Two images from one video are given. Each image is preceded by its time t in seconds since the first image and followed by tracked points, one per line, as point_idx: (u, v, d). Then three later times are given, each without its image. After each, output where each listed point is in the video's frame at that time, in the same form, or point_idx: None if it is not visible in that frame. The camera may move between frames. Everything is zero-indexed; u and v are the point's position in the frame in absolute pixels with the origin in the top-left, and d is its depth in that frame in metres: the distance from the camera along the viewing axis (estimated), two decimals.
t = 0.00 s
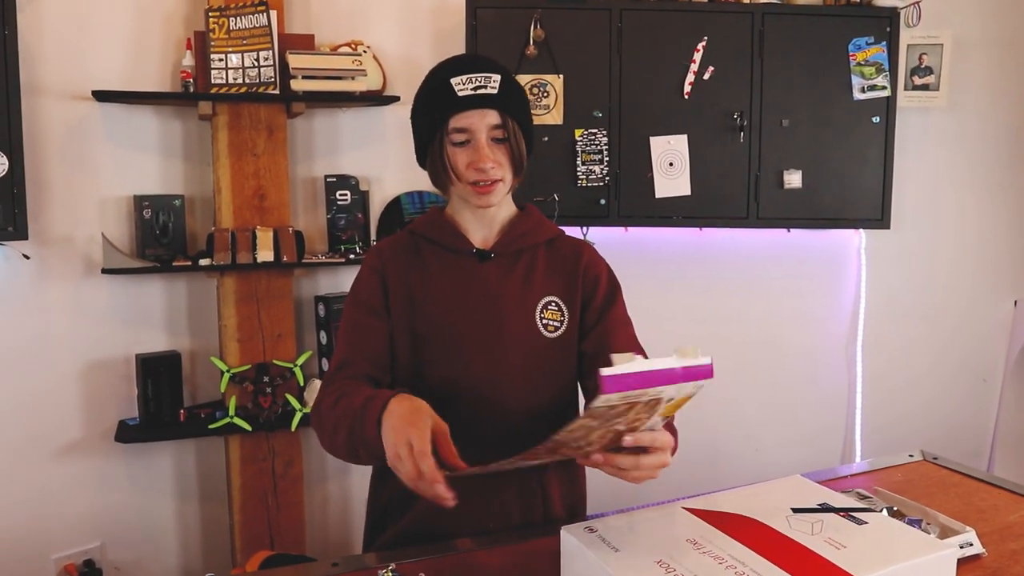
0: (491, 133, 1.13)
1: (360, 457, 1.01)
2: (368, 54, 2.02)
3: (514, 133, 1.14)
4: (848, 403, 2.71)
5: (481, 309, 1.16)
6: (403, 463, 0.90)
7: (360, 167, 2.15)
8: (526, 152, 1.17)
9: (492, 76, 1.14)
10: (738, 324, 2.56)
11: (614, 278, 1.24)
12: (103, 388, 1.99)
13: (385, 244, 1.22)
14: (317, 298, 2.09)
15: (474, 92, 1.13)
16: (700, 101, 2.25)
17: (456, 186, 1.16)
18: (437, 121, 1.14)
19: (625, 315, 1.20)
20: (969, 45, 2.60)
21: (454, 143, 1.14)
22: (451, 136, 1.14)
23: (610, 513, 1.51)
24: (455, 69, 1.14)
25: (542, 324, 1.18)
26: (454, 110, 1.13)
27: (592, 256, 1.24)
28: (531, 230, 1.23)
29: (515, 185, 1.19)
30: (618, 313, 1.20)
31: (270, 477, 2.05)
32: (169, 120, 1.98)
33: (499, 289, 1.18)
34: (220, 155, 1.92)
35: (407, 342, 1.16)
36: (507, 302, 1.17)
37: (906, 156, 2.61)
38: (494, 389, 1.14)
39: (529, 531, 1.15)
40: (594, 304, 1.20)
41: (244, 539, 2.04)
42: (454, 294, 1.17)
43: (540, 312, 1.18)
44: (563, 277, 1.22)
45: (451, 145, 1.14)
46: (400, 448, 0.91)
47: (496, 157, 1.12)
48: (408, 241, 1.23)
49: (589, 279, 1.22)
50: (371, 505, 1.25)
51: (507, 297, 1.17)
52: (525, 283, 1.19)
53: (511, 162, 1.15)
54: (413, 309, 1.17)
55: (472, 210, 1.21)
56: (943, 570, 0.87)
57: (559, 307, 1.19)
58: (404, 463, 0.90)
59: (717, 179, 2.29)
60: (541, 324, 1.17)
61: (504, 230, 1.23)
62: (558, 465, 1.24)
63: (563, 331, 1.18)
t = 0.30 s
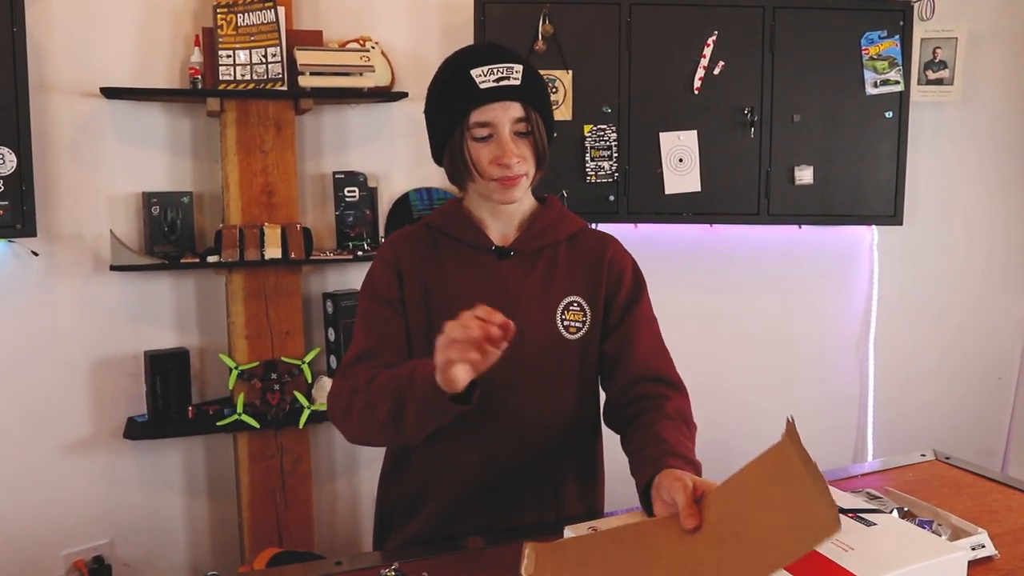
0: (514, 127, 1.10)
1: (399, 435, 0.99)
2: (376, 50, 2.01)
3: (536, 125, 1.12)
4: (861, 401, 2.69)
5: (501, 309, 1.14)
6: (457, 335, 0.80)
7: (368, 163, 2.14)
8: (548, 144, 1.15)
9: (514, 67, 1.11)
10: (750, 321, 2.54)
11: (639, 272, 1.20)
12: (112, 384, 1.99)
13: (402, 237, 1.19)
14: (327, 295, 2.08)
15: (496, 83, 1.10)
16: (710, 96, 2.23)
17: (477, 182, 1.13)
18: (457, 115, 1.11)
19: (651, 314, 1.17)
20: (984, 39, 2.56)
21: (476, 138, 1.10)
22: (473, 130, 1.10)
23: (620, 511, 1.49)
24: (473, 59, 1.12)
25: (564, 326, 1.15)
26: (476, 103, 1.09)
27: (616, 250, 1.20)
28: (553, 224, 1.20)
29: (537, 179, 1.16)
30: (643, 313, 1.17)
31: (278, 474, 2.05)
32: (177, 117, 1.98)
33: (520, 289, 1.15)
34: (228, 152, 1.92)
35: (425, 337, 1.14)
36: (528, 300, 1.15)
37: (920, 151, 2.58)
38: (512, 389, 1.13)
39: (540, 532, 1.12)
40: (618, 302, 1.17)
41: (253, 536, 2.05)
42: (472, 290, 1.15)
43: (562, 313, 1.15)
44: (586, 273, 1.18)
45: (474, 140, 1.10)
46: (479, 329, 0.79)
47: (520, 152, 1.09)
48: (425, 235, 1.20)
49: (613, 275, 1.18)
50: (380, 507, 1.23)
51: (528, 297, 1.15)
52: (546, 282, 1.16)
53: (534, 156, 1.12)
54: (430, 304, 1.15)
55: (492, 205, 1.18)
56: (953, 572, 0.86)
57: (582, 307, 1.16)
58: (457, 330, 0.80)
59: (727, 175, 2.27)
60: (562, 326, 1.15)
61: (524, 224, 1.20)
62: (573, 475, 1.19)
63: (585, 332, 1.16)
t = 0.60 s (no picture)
0: (541, 125, 1.07)
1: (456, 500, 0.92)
2: (378, 46, 2.01)
3: (563, 124, 1.09)
4: (867, 397, 2.67)
5: (524, 312, 1.10)
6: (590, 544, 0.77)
7: (371, 160, 2.14)
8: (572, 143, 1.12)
9: (545, 64, 1.07)
10: (755, 317, 2.52)
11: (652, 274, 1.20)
12: (117, 381, 2.00)
13: (419, 233, 1.14)
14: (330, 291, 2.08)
15: (527, 80, 1.06)
16: (714, 90, 2.22)
17: (499, 179, 1.10)
18: (483, 109, 1.07)
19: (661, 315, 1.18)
20: (991, 32, 2.54)
21: (501, 133, 1.07)
22: (498, 125, 1.07)
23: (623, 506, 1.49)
24: (506, 53, 1.07)
25: (582, 328, 1.13)
26: (504, 98, 1.06)
27: (633, 251, 1.20)
28: (573, 224, 1.17)
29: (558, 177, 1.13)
30: (655, 315, 1.17)
31: (283, 470, 2.05)
32: (180, 114, 1.98)
33: (543, 290, 1.12)
34: (231, 148, 1.91)
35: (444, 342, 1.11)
36: (551, 303, 1.11)
37: (926, 145, 2.56)
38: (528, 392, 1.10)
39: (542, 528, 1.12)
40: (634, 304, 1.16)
41: (257, 532, 2.05)
42: (499, 296, 1.10)
43: (581, 315, 1.13)
44: (605, 275, 1.17)
45: (498, 135, 1.07)
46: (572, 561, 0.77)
47: (546, 150, 1.06)
48: (442, 232, 1.15)
49: (630, 277, 1.17)
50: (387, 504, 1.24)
51: (551, 299, 1.11)
52: (568, 283, 1.14)
53: (558, 155, 1.09)
54: (455, 310, 1.10)
55: (513, 203, 1.14)
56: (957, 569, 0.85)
57: (600, 309, 1.14)
58: (590, 541, 0.77)
59: (731, 169, 2.26)
60: (581, 327, 1.13)
61: (543, 223, 1.17)
62: (577, 474, 1.19)
63: (601, 333, 1.14)
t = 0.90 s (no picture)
0: (545, 116, 1.06)
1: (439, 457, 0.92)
2: (377, 35, 2.01)
3: (568, 116, 1.08)
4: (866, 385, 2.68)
5: (525, 300, 1.10)
6: (540, 424, 0.69)
7: (370, 149, 2.14)
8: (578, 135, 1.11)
9: (552, 55, 1.06)
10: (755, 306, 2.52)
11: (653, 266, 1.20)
12: (118, 370, 2.01)
13: (421, 218, 1.14)
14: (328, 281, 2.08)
15: (533, 71, 1.05)
16: (713, 78, 2.21)
17: (501, 167, 1.10)
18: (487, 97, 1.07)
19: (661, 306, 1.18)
20: (992, 19, 2.54)
21: (505, 122, 1.07)
22: (502, 114, 1.06)
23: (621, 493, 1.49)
24: (513, 42, 1.07)
25: (582, 317, 1.14)
26: (509, 87, 1.05)
27: (634, 243, 1.20)
28: (576, 215, 1.17)
29: (561, 168, 1.13)
30: (654, 306, 1.17)
31: (283, 459, 2.06)
32: (179, 103, 1.98)
33: (544, 279, 1.12)
34: (229, 138, 1.91)
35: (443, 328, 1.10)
36: (553, 292, 1.12)
37: (926, 133, 2.55)
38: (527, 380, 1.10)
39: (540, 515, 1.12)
40: (634, 295, 1.17)
41: (258, 520, 2.05)
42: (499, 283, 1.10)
43: (582, 304, 1.14)
44: (606, 266, 1.17)
45: (501, 123, 1.07)
46: (541, 446, 0.68)
47: (548, 142, 1.06)
48: (445, 219, 1.15)
49: (630, 268, 1.18)
50: (384, 492, 1.24)
51: (553, 288, 1.12)
52: (570, 273, 1.14)
53: (561, 147, 1.09)
54: (454, 296, 1.10)
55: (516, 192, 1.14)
56: (951, 551, 0.85)
57: (600, 299, 1.15)
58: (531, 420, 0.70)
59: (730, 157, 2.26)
60: (582, 317, 1.13)
61: (546, 213, 1.17)
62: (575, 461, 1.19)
63: (600, 323, 1.15)
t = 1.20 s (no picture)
0: (534, 103, 1.07)
1: (401, 422, 0.93)
2: (374, 24, 2.00)
3: (558, 104, 1.08)
4: (864, 371, 2.69)
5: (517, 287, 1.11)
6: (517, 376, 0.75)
7: (367, 138, 2.14)
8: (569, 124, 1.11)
9: (543, 43, 1.06)
10: (754, 293, 2.53)
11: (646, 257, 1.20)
12: (118, 360, 2.01)
13: (413, 202, 1.16)
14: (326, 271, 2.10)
15: (522, 58, 1.05)
16: (710, 65, 2.21)
17: (490, 152, 1.11)
18: (477, 83, 1.08)
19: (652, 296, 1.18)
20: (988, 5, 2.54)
21: (493, 108, 1.08)
22: (491, 99, 1.08)
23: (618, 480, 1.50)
24: (503, 28, 1.06)
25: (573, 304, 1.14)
26: (498, 73, 1.06)
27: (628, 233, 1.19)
28: (569, 203, 1.17)
29: (552, 156, 1.14)
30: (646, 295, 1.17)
31: (283, 447, 2.07)
32: (176, 93, 1.98)
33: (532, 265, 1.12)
34: (227, 127, 1.91)
35: (432, 312, 1.12)
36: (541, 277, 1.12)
37: (925, 119, 2.55)
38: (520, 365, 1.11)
39: (536, 502, 1.13)
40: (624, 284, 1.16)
41: (259, 509, 2.06)
42: (487, 266, 1.11)
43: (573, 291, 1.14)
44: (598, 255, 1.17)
45: (490, 109, 1.08)
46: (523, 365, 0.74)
47: (535, 129, 1.07)
48: (437, 203, 1.16)
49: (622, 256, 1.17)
50: (380, 475, 1.25)
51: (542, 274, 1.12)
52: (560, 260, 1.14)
53: (550, 135, 1.09)
54: (443, 278, 1.11)
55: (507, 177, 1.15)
56: (943, 535, 0.85)
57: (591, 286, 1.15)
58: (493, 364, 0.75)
59: (728, 144, 2.26)
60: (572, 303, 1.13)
61: (538, 200, 1.17)
62: (573, 446, 1.20)
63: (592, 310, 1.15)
